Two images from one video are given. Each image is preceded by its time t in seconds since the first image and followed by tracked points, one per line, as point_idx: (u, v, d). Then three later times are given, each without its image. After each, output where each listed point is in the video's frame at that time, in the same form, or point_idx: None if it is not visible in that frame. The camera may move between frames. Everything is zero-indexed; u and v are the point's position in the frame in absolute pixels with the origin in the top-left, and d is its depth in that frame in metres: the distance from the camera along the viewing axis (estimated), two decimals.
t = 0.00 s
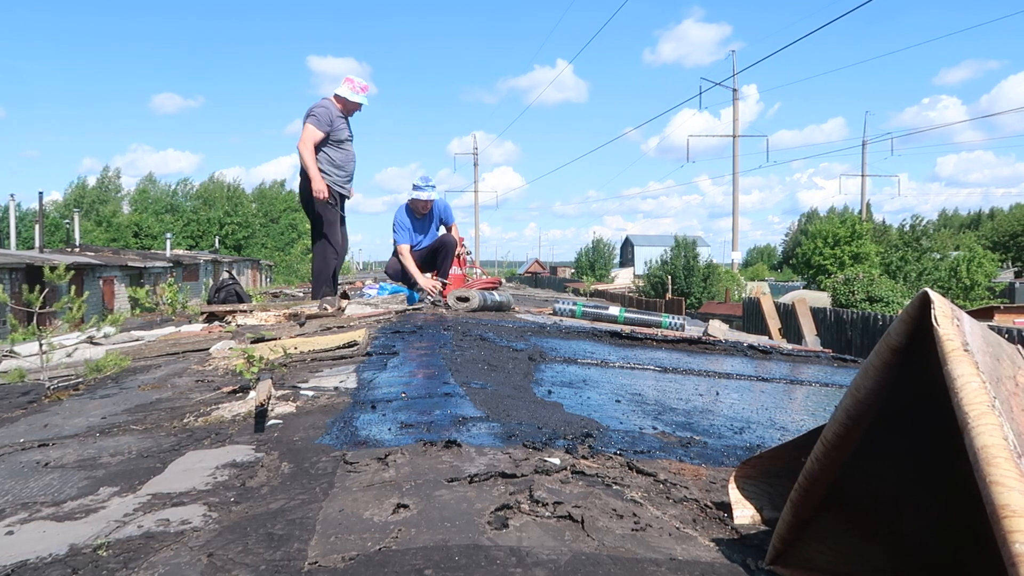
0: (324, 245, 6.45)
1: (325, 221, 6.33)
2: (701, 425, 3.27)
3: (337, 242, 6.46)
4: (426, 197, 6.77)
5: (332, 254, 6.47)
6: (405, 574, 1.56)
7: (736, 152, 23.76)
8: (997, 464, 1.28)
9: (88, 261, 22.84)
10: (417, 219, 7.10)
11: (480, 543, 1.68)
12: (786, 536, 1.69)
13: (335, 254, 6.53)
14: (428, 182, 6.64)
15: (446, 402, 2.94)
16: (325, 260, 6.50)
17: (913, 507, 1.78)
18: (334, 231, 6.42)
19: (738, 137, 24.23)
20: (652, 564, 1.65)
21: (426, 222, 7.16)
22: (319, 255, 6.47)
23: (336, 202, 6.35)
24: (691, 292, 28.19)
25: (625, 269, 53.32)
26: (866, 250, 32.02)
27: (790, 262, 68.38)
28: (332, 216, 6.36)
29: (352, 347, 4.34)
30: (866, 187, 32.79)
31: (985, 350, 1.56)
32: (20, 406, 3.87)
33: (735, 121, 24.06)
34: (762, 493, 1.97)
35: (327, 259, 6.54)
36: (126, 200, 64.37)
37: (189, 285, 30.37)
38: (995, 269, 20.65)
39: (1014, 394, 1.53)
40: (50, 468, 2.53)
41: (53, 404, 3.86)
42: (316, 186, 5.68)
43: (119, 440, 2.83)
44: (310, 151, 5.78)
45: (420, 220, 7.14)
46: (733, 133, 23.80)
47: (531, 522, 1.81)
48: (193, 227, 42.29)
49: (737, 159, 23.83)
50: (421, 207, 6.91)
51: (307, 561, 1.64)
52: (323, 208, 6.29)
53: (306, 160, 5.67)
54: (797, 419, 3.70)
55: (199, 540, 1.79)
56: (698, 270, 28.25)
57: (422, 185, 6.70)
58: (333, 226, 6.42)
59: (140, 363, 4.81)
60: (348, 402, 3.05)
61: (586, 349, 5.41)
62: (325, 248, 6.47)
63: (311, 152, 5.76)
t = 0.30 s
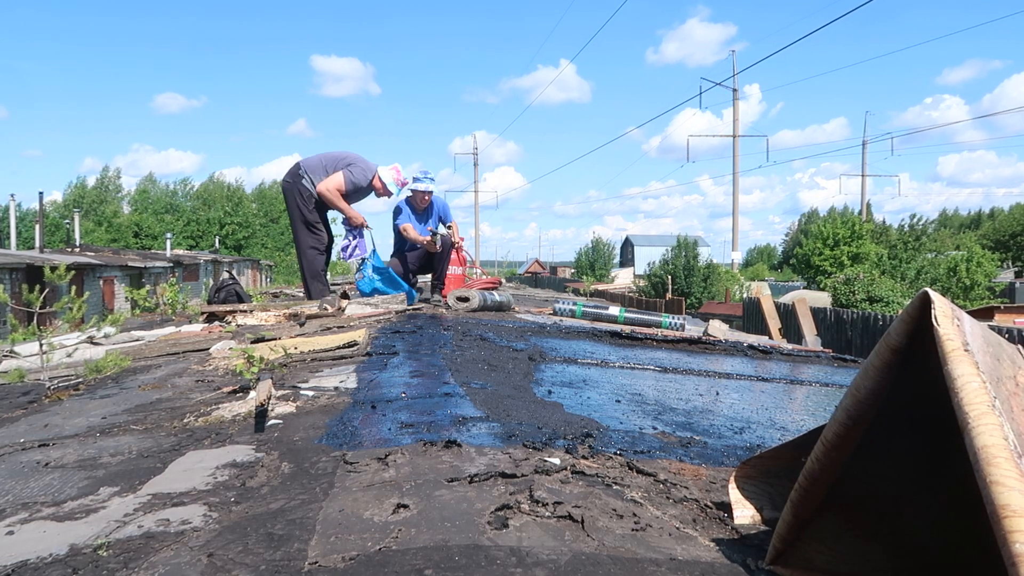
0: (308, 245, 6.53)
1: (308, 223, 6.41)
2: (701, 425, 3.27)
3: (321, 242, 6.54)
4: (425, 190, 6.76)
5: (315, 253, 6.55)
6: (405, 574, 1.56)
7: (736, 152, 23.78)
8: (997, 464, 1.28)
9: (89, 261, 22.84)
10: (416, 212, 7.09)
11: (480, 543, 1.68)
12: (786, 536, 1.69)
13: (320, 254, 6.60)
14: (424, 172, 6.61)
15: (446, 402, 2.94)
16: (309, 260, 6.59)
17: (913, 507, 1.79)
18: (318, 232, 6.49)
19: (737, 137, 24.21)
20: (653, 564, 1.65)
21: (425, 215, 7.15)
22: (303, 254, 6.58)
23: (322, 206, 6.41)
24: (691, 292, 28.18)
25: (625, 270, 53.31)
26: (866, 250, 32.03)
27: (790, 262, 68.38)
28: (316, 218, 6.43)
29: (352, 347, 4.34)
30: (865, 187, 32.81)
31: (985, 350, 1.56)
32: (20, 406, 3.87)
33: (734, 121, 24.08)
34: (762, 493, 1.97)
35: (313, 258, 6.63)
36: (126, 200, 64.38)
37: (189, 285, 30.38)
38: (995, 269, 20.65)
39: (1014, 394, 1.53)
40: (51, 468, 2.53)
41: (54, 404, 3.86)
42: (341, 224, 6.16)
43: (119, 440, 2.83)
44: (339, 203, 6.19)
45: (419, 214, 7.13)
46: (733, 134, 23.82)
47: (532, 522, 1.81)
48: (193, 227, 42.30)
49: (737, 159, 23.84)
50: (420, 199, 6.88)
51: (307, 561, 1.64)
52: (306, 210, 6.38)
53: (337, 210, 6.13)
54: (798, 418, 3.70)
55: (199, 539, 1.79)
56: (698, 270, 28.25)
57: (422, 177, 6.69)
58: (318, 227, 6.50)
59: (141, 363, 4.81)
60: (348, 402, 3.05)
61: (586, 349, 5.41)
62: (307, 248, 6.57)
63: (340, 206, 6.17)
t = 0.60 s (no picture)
0: (309, 245, 6.54)
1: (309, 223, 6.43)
2: (701, 425, 3.27)
3: (321, 241, 6.56)
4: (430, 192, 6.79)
5: (315, 253, 6.56)
6: (405, 574, 1.56)
7: (736, 152, 23.78)
8: (997, 464, 1.28)
9: (89, 261, 22.85)
10: (416, 212, 7.08)
11: (480, 543, 1.68)
12: (786, 536, 1.69)
13: (320, 253, 6.62)
14: (432, 176, 6.68)
15: (446, 402, 2.94)
16: (310, 260, 6.59)
17: (913, 507, 1.78)
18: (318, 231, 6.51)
19: (737, 136, 24.21)
20: (653, 564, 1.65)
21: (424, 215, 7.14)
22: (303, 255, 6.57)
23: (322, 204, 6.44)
24: (691, 292, 28.19)
25: (625, 270, 53.31)
26: (866, 249, 32.03)
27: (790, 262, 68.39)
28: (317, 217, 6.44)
29: (352, 347, 4.34)
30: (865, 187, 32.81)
31: (985, 350, 1.56)
32: (20, 406, 3.87)
33: (734, 121, 24.10)
34: (762, 493, 1.97)
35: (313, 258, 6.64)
36: (126, 200, 64.40)
37: (189, 285, 30.39)
38: (994, 269, 20.66)
39: (1015, 394, 1.53)
40: (51, 468, 2.53)
41: (54, 404, 3.86)
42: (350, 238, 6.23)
43: (120, 440, 2.83)
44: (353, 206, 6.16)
45: (419, 214, 7.11)
46: (733, 133, 23.82)
47: (532, 522, 1.81)
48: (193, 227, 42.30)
49: (737, 159, 23.84)
50: (422, 202, 6.90)
51: (307, 561, 1.64)
52: (306, 210, 6.38)
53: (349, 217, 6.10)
54: (798, 418, 3.70)
55: (199, 540, 1.79)
56: (698, 270, 28.25)
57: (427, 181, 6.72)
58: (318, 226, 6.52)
59: (141, 363, 4.81)
60: (348, 402, 3.05)
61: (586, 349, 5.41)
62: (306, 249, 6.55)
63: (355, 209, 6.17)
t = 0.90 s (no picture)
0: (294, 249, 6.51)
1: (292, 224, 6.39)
2: (701, 425, 3.27)
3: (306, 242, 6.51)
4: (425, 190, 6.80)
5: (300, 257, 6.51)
6: (405, 574, 1.56)
7: (736, 152, 23.80)
8: (997, 464, 1.28)
9: (89, 261, 22.87)
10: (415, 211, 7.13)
11: (480, 543, 1.68)
12: (786, 536, 1.69)
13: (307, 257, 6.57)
14: (423, 172, 6.67)
15: (445, 402, 2.94)
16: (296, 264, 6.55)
17: (913, 507, 1.78)
18: (304, 232, 6.47)
19: (737, 136, 24.21)
20: (653, 564, 1.65)
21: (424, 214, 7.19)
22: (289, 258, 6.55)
23: (305, 204, 6.38)
24: (691, 292, 28.19)
25: (625, 270, 53.30)
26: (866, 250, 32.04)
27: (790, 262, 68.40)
28: (302, 219, 6.40)
29: (352, 347, 4.34)
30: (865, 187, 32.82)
31: (986, 350, 1.56)
32: (20, 406, 3.87)
33: (734, 121, 24.11)
34: (763, 493, 1.97)
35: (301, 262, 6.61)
36: (126, 199, 64.41)
37: (189, 285, 30.40)
38: (994, 268, 20.66)
39: (1015, 394, 1.53)
40: (51, 468, 2.53)
41: (54, 404, 3.86)
42: (272, 191, 5.99)
43: (119, 440, 2.83)
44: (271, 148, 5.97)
45: (419, 214, 7.16)
46: (733, 134, 23.85)
47: (532, 522, 1.81)
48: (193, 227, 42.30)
49: (737, 159, 23.84)
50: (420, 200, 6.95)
51: (307, 561, 1.64)
52: (289, 212, 6.36)
53: (266, 163, 5.91)
54: (798, 418, 3.70)
55: (199, 540, 1.79)
56: (698, 270, 28.24)
57: (421, 177, 6.71)
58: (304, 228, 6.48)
59: (141, 363, 4.81)
60: (348, 402, 3.05)
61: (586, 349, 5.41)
62: (296, 253, 6.56)
63: (273, 154, 5.96)
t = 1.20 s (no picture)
0: (292, 249, 6.49)
1: (290, 224, 6.38)
2: (701, 425, 3.27)
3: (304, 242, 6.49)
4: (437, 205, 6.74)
5: (299, 257, 6.47)
6: (405, 574, 1.56)
7: (736, 152, 23.82)
8: (997, 464, 1.28)
9: (89, 261, 22.87)
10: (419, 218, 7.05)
11: (480, 543, 1.68)
12: (787, 536, 1.69)
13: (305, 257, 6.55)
14: (438, 186, 6.64)
15: (445, 402, 2.94)
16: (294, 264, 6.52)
17: (913, 507, 1.78)
18: (302, 232, 6.46)
19: (737, 136, 24.22)
20: (653, 564, 1.65)
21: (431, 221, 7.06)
22: (286, 258, 6.53)
23: (303, 204, 6.38)
24: (691, 292, 28.19)
25: (624, 270, 53.31)
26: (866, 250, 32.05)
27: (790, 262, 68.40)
28: (300, 219, 6.39)
29: (352, 347, 4.34)
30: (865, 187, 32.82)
31: (985, 350, 1.56)
32: (20, 406, 3.87)
33: (734, 120, 24.11)
34: (763, 493, 1.97)
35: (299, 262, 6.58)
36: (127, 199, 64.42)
37: (189, 285, 30.40)
38: (994, 268, 20.65)
39: (1015, 394, 1.53)
40: (51, 468, 2.53)
41: (54, 404, 3.86)
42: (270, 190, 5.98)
43: (119, 440, 2.83)
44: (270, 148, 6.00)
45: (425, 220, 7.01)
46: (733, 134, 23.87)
47: (532, 522, 1.81)
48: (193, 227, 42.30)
49: (737, 159, 23.84)
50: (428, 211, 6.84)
51: (307, 561, 1.64)
52: (288, 212, 6.36)
53: (264, 162, 5.93)
54: (798, 418, 3.70)
55: (199, 540, 1.79)
56: (698, 270, 28.23)
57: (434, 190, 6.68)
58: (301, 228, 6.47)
59: (141, 363, 4.81)
60: (348, 402, 3.05)
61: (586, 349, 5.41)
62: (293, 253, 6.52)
63: (271, 154, 5.98)
